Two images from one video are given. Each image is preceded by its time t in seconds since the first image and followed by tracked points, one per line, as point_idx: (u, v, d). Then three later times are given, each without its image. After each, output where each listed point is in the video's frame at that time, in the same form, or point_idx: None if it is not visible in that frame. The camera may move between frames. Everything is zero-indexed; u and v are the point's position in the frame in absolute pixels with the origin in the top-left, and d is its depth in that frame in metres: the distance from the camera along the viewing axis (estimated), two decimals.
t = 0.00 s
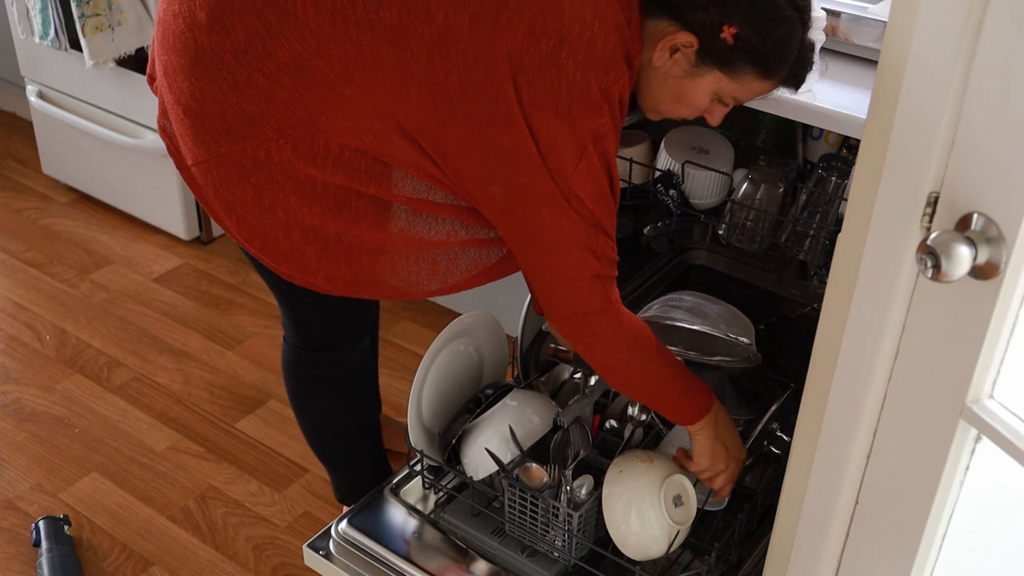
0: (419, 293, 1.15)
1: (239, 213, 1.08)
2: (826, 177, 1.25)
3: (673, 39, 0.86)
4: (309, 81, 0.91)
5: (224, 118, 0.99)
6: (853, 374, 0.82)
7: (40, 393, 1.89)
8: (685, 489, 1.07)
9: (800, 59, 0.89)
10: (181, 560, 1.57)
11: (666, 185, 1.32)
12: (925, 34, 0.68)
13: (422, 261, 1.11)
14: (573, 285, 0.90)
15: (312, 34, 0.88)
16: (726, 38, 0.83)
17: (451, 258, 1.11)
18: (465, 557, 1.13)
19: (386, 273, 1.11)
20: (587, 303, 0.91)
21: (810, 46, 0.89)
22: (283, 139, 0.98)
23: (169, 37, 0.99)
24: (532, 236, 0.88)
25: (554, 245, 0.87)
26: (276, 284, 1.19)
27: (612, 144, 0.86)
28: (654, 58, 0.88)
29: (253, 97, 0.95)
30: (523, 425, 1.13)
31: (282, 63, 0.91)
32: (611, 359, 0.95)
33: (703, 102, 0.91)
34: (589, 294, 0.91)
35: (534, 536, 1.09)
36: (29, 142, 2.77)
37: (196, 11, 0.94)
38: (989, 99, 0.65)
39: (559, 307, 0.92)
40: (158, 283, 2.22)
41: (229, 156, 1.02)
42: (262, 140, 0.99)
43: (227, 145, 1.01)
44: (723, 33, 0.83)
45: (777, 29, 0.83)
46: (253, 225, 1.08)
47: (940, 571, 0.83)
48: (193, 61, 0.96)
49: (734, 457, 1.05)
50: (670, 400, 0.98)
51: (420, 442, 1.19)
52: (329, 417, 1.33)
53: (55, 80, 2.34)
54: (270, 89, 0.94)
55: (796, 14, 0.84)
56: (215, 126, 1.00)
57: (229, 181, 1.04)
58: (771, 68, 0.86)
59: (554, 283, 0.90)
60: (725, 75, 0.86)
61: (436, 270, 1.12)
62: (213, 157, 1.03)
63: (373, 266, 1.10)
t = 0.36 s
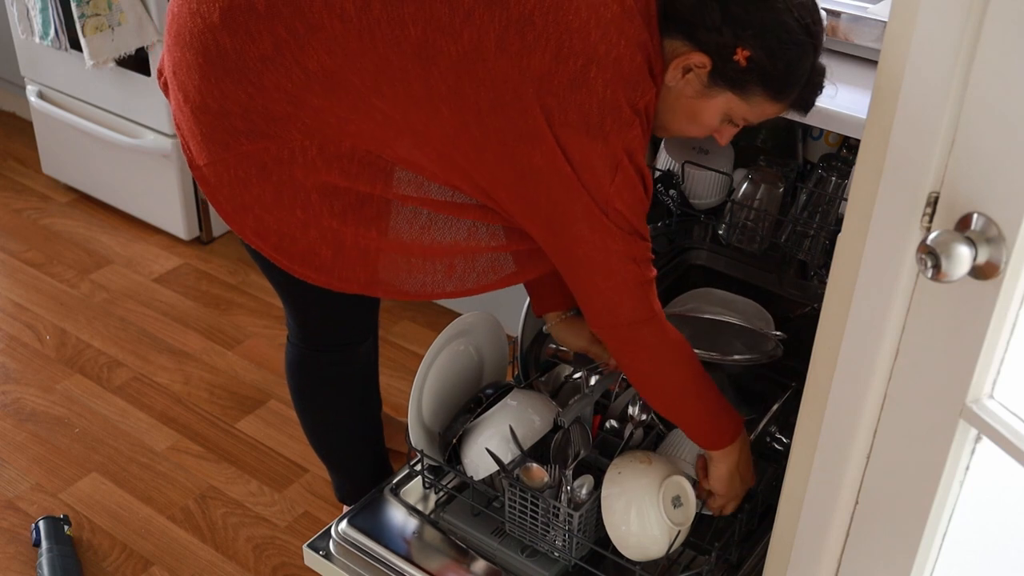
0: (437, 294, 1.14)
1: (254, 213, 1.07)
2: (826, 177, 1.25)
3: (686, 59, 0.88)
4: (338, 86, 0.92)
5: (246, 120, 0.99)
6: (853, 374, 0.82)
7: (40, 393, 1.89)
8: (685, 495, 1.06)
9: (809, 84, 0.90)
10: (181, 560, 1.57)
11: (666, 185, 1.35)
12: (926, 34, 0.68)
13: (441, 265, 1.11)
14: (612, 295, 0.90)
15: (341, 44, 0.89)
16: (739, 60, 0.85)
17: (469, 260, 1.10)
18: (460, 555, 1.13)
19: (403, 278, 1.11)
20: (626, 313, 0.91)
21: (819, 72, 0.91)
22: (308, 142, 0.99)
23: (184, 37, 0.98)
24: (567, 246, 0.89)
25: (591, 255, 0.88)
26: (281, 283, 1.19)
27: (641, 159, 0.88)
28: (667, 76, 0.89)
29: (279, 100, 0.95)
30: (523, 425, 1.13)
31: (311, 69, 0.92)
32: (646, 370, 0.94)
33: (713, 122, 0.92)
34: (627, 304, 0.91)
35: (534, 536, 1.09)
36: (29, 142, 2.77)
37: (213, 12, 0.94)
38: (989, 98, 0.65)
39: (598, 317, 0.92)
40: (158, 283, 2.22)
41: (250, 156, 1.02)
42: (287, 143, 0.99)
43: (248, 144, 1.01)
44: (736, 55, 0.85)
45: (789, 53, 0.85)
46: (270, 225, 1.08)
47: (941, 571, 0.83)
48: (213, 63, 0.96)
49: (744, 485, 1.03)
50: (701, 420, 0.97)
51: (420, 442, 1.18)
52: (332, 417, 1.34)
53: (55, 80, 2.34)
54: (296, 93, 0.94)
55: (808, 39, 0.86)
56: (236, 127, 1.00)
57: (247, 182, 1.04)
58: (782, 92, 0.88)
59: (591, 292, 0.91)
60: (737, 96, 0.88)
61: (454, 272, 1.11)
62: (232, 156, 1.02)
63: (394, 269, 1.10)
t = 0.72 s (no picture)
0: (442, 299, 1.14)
1: (256, 212, 1.07)
2: (826, 177, 1.25)
3: (689, 72, 0.89)
4: (344, 88, 0.92)
5: (251, 120, 0.99)
6: (853, 374, 0.82)
7: (40, 393, 1.89)
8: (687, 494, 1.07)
9: (810, 104, 0.91)
10: (181, 560, 1.57)
11: (666, 185, 1.36)
12: (925, 35, 0.68)
13: (443, 268, 1.11)
14: (612, 299, 0.91)
15: (348, 46, 0.89)
16: (742, 77, 0.86)
17: (472, 265, 1.10)
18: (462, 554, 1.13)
19: (406, 281, 1.11)
20: (623, 318, 0.92)
21: (820, 93, 0.92)
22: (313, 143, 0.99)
23: (190, 35, 0.98)
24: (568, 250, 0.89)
25: (592, 259, 0.89)
26: (285, 283, 1.19)
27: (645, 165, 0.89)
28: (670, 88, 0.90)
29: (285, 100, 0.95)
30: (523, 424, 1.13)
31: (317, 70, 0.92)
32: (644, 372, 0.96)
33: (711, 135, 0.93)
34: (626, 307, 0.91)
35: (534, 535, 1.09)
36: (29, 142, 2.77)
37: (220, 11, 0.94)
38: (989, 99, 0.65)
39: (597, 322, 0.93)
40: (158, 283, 2.22)
41: (254, 155, 1.02)
42: (292, 143, 0.99)
43: (253, 144, 1.01)
44: (739, 71, 0.86)
45: (792, 74, 0.87)
46: (271, 225, 1.08)
47: (941, 571, 0.83)
48: (218, 62, 0.96)
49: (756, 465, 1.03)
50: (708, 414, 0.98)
51: (422, 442, 1.18)
52: (334, 417, 1.34)
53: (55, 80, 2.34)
54: (302, 94, 0.94)
55: (811, 59, 0.87)
56: (240, 127, 1.00)
57: (250, 180, 1.04)
58: (782, 111, 0.89)
59: (590, 295, 0.91)
60: (737, 112, 0.89)
61: (457, 278, 1.12)
62: (236, 156, 1.02)
63: (394, 271, 1.10)
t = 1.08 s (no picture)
0: (434, 296, 1.14)
1: (254, 210, 1.07)
2: (826, 177, 1.25)
3: (691, 77, 0.89)
4: (345, 87, 0.91)
5: (251, 118, 0.98)
6: (853, 374, 0.82)
7: (40, 393, 1.89)
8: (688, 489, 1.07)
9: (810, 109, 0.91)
10: (181, 560, 1.57)
11: (666, 185, 1.34)
12: (925, 34, 0.68)
13: (436, 273, 1.12)
14: (596, 301, 0.91)
15: (351, 45, 0.88)
16: (743, 82, 0.86)
17: (465, 269, 1.12)
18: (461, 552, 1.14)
19: (402, 281, 1.11)
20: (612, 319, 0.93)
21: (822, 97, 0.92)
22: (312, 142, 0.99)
23: (192, 33, 0.98)
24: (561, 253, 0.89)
25: (584, 262, 0.89)
26: (286, 283, 1.19)
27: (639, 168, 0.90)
28: (670, 92, 0.90)
29: (285, 99, 0.95)
30: (525, 422, 1.13)
31: (319, 70, 0.91)
32: (619, 370, 0.97)
33: (711, 138, 0.93)
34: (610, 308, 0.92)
35: (537, 533, 1.09)
36: (29, 142, 2.77)
37: (223, 9, 0.93)
38: (989, 99, 0.66)
39: (582, 323, 0.93)
40: (158, 283, 2.22)
41: (253, 154, 1.01)
42: (291, 142, 0.99)
43: (254, 143, 1.00)
44: (741, 77, 0.86)
45: (794, 80, 0.87)
46: (268, 224, 1.08)
47: (941, 571, 0.83)
48: (221, 60, 0.95)
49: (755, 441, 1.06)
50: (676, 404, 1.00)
51: (423, 440, 1.18)
52: (335, 417, 1.34)
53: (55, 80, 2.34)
54: (303, 93, 0.94)
55: (812, 65, 0.87)
56: (240, 125, 0.99)
57: (250, 179, 1.04)
58: (782, 116, 0.89)
59: (579, 298, 0.92)
60: (737, 117, 0.89)
61: (449, 282, 1.13)
62: (237, 154, 1.02)
63: (388, 272, 1.10)
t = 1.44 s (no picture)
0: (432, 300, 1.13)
1: (248, 211, 1.07)
2: (826, 177, 1.25)
3: (683, 85, 0.88)
4: (338, 89, 0.92)
5: (244, 120, 0.99)
6: (853, 374, 0.82)
7: (40, 393, 1.89)
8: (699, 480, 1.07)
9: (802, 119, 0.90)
10: (181, 560, 1.57)
11: (667, 185, 1.35)
12: (924, 35, 0.68)
13: (435, 266, 1.10)
14: (597, 302, 0.91)
15: (343, 48, 0.89)
16: (735, 92, 0.86)
17: (465, 263, 1.09)
18: (468, 550, 1.14)
19: (400, 282, 1.11)
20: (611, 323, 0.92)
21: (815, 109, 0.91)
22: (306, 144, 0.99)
23: (186, 34, 0.98)
24: (557, 254, 0.90)
25: (580, 265, 0.89)
26: (285, 285, 1.19)
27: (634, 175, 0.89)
28: (662, 100, 0.90)
29: (278, 101, 0.95)
30: (539, 412, 1.13)
31: (312, 73, 0.92)
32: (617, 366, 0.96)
33: (705, 149, 0.93)
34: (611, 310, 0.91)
35: (551, 521, 1.10)
36: (29, 142, 2.77)
37: (216, 12, 0.94)
38: (989, 100, 0.65)
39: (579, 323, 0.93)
40: (158, 283, 2.22)
41: (247, 156, 1.02)
42: (284, 143, 0.99)
43: (247, 144, 1.01)
44: (733, 87, 0.86)
45: (786, 91, 0.86)
46: (263, 225, 1.08)
47: (941, 571, 0.83)
48: (214, 62, 0.96)
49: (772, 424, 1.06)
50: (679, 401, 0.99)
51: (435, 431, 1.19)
52: (334, 417, 1.34)
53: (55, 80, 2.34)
54: (295, 96, 0.94)
55: (806, 78, 0.87)
56: (234, 126, 1.00)
57: (244, 180, 1.04)
58: (773, 127, 0.88)
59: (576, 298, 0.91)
60: (729, 128, 0.89)
61: (449, 276, 1.11)
62: (231, 156, 1.03)
63: (386, 273, 1.10)
